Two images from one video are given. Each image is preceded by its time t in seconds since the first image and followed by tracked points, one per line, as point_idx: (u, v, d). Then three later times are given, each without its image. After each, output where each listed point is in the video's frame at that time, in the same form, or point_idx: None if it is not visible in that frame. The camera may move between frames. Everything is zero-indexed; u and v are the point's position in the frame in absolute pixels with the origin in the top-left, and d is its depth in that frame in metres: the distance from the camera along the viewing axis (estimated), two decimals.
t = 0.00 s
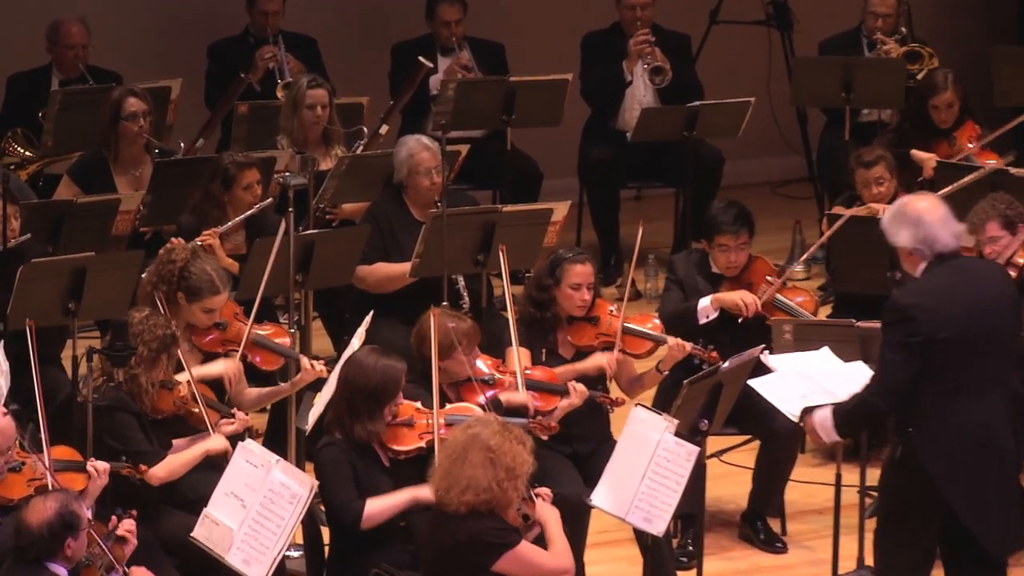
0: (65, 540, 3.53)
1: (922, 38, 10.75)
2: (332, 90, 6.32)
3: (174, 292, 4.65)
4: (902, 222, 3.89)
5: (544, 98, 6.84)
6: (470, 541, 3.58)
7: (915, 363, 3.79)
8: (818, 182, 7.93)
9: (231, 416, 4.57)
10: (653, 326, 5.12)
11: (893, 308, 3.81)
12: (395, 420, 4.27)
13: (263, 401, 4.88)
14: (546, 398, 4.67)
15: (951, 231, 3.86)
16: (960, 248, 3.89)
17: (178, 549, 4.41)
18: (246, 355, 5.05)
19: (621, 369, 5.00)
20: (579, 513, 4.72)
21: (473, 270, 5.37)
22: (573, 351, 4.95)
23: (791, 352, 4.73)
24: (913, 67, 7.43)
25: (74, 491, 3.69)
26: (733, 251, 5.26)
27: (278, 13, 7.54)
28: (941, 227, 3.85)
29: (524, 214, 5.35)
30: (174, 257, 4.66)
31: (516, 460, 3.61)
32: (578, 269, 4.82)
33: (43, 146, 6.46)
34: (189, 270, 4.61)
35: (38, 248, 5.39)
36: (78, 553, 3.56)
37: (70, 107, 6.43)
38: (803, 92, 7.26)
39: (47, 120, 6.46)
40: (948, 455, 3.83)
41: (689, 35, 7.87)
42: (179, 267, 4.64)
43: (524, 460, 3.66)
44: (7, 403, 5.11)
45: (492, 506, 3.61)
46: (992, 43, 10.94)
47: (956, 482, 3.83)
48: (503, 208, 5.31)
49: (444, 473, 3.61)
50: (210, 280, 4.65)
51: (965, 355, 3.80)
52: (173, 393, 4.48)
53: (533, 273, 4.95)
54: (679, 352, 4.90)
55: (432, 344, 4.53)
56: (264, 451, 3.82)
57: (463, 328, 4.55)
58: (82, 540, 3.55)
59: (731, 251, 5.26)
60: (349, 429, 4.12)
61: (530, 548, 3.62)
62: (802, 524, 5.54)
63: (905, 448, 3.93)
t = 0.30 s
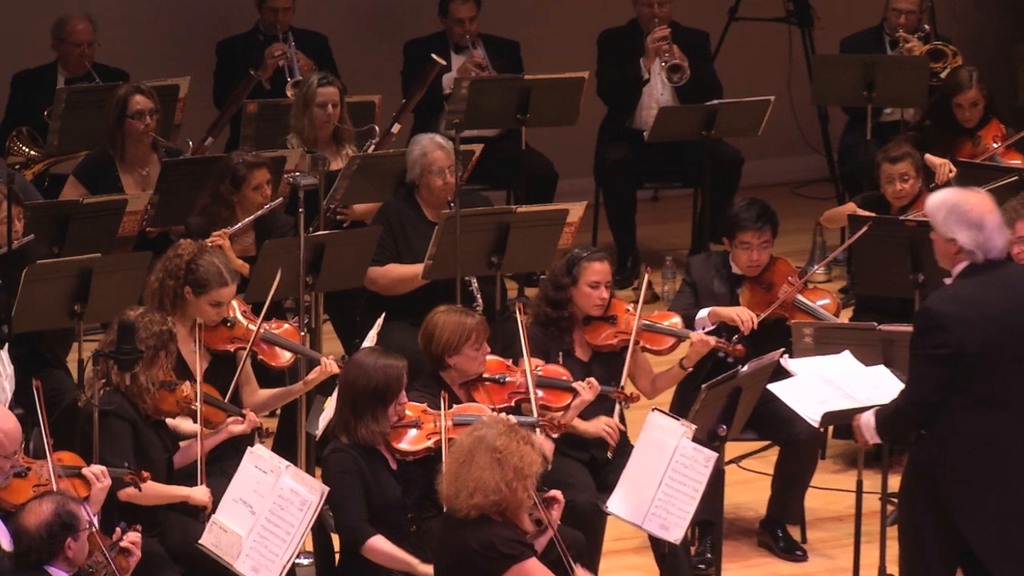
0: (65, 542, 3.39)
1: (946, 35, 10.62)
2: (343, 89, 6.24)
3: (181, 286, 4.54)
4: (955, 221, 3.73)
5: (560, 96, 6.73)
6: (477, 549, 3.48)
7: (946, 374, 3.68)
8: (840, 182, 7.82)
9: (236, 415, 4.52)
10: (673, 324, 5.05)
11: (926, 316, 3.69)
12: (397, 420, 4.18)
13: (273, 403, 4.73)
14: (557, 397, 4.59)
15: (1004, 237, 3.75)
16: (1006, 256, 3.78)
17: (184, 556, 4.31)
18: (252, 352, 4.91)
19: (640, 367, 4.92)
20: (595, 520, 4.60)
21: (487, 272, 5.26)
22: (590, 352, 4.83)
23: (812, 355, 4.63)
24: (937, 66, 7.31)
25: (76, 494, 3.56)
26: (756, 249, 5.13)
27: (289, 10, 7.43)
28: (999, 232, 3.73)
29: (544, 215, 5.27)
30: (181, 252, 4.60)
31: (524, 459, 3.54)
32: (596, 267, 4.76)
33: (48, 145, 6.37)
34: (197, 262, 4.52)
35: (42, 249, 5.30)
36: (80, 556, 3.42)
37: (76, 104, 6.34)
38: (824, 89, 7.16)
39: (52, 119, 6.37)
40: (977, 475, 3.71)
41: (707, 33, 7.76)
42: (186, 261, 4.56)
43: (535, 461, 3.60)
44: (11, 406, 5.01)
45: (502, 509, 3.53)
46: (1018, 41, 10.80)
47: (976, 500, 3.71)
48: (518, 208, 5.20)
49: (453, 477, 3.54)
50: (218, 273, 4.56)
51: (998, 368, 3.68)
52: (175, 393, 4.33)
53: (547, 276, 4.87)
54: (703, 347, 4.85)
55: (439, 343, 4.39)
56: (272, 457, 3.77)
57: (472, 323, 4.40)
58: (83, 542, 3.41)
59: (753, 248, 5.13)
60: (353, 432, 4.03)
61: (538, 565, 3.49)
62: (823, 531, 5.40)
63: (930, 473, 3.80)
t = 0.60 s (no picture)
0: (73, 552, 3.22)
1: (969, 30, 10.48)
2: (354, 86, 6.14)
3: (181, 282, 4.45)
4: (975, 230, 3.57)
5: (575, 92, 6.61)
6: (492, 554, 3.46)
7: (955, 381, 3.54)
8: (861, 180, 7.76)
9: (242, 412, 4.38)
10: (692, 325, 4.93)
11: (942, 326, 3.54)
12: (405, 420, 4.11)
13: (281, 399, 4.62)
14: (569, 399, 4.47)
15: None
16: None
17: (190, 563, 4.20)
18: (257, 345, 4.80)
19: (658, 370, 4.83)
20: (611, 525, 4.49)
21: (502, 273, 5.15)
22: (607, 355, 4.73)
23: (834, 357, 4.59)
24: (960, 62, 7.18)
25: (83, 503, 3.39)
26: (772, 245, 5.03)
27: (299, 6, 7.33)
28: (1018, 241, 3.55)
29: (557, 215, 5.15)
30: (179, 249, 4.52)
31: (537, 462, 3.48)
32: (612, 268, 4.66)
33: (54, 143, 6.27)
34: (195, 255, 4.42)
35: (47, 249, 5.20)
36: (87, 566, 3.26)
37: (82, 103, 6.25)
38: (845, 86, 7.07)
39: (58, 117, 6.27)
40: (1000, 494, 3.53)
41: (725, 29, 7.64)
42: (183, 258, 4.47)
43: (547, 462, 3.53)
44: (16, 410, 4.91)
45: (517, 513, 3.49)
46: None
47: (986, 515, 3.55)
48: (533, 208, 5.09)
49: (466, 482, 3.49)
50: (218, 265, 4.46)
51: (1020, 379, 3.51)
52: (177, 394, 4.26)
53: (562, 277, 4.76)
54: (719, 352, 4.72)
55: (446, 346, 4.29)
56: (282, 461, 3.66)
57: (479, 326, 4.29)
58: (91, 552, 3.25)
59: (770, 246, 5.03)
60: (350, 433, 3.94)
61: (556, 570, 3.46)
62: (845, 538, 5.27)
63: (951, 492, 3.62)
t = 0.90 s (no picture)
0: (62, 547, 3.19)
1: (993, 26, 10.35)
2: (364, 82, 6.04)
3: (184, 274, 4.38)
4: (994, 226, 3.46)
5: (589, 88, 6.52)
6: (502, 560, 3.43)
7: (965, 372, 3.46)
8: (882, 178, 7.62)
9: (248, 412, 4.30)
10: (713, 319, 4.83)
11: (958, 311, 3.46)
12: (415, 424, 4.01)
13: (281, 406, 4.50)
14: (580, 405, 4.38)
15: None
16: None
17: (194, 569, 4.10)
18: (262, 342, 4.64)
19: (675, 365, 4.74)
20: (624, 531, 4.39)
21: (515, 272, 5.04)
22: (622, 355, 4.62)
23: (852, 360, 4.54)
24: (983, 58, 7.07)
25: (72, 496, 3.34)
26: (784, 239, 4.92)
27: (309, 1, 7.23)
28: None
29: (566, 215, 5.04)
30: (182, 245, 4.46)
31: (544, 463, 3.46)
32: (628, 265, 4.57)
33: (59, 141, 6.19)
34: (198, 245, 4.35)
35: (51, 249, 5.12)
36: (81, 561, 3.22)
37: (87, 100, 6.17)
38: (864, 83, 6.99)
39: (63, 114, 6.19)
40: (1022, 494, 3.46)
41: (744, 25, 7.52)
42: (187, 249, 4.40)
43: (555, 464, 3.50)
44: (19, 412, 4.83)
45: (526, 516, 3.46)
46: None
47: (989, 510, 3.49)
48: (546, 208, 4.99)
49: (473, 487, 3.48)
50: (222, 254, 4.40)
51: None
52: (181, 394, 4.16)
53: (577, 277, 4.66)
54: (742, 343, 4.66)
55: (455, 349, 4.20)
56: (290, 464, 3.56)
57: (491, 328, 4.20)
58: (82, 546, 3.21)
59: (781, 239, 4.91)
60: (360, 433, 3.85)
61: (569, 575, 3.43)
62: (864, 544, 5.15)
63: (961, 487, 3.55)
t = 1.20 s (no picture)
0: (74, 550, 3.03)
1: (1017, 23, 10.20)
2: (374, 78, 5.94)
3: (190, 275, 4.28)
4: (988, 239, 3.55)
5: (605, 85, 6.43)
6: (518, 568, 3.32)
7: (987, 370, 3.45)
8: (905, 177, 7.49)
9: (255, 417, 4.17)
10: (732, 321, 4.74)
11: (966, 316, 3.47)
12: (426, 426, 3.89)
13: (290, 409, 4.39)
14: (596, 406, 4.25)
15: None
16: None
17: None
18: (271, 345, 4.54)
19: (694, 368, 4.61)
20: (642, 538, 4.28)
21: (528, 273, 4.92)
22: (640, 357, 4.52)
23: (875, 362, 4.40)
24: (1009, 52, 6.94)
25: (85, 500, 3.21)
26: (805, 235, 4.80)
27: None
28: None
29: (583, 215, 4.91)
30: (188, 245, 4.35)
31: (562, 469, 3.35)
32: (647, 266, 4.48)
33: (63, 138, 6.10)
34: (206, 245, 4.24)
35: (55, 248, 5.02)
36: (94, 566, 3.06)
37: (94, 95, 6.07)
38: (888, 77, 6.87)
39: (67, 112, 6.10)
40: None
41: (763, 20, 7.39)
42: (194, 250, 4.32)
43: (573, 470, 3.40)
44: (22, 414, 4.73)
45: (541, 523, 3.37)
46: None
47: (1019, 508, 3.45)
48: (562, 206, 4.87)
49: (488, 492, 3.37)
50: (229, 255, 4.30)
51: None
52: (187, 399, 4.06)
53: (594, 277, 4.57)
54: (762, 346, 4.55)
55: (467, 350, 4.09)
56: (299, 469, 3.46)
57: (503, 330, 4.09)
58: (96, 550, 3.05)
59: (802, 235, 4.80)
60: (368, 438, 3.75)
61: None
62: (885, 551, 5.02)
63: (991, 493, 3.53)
